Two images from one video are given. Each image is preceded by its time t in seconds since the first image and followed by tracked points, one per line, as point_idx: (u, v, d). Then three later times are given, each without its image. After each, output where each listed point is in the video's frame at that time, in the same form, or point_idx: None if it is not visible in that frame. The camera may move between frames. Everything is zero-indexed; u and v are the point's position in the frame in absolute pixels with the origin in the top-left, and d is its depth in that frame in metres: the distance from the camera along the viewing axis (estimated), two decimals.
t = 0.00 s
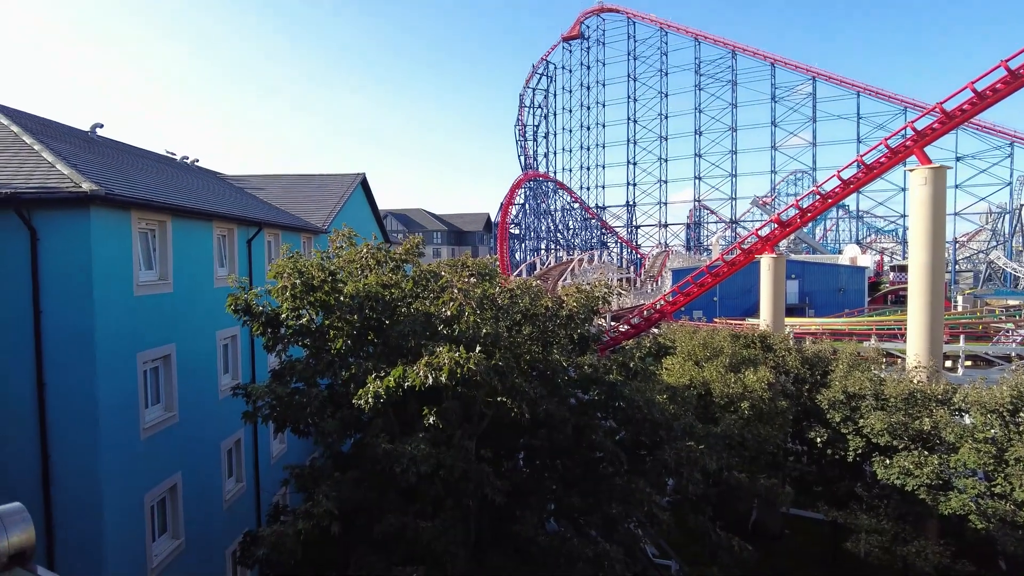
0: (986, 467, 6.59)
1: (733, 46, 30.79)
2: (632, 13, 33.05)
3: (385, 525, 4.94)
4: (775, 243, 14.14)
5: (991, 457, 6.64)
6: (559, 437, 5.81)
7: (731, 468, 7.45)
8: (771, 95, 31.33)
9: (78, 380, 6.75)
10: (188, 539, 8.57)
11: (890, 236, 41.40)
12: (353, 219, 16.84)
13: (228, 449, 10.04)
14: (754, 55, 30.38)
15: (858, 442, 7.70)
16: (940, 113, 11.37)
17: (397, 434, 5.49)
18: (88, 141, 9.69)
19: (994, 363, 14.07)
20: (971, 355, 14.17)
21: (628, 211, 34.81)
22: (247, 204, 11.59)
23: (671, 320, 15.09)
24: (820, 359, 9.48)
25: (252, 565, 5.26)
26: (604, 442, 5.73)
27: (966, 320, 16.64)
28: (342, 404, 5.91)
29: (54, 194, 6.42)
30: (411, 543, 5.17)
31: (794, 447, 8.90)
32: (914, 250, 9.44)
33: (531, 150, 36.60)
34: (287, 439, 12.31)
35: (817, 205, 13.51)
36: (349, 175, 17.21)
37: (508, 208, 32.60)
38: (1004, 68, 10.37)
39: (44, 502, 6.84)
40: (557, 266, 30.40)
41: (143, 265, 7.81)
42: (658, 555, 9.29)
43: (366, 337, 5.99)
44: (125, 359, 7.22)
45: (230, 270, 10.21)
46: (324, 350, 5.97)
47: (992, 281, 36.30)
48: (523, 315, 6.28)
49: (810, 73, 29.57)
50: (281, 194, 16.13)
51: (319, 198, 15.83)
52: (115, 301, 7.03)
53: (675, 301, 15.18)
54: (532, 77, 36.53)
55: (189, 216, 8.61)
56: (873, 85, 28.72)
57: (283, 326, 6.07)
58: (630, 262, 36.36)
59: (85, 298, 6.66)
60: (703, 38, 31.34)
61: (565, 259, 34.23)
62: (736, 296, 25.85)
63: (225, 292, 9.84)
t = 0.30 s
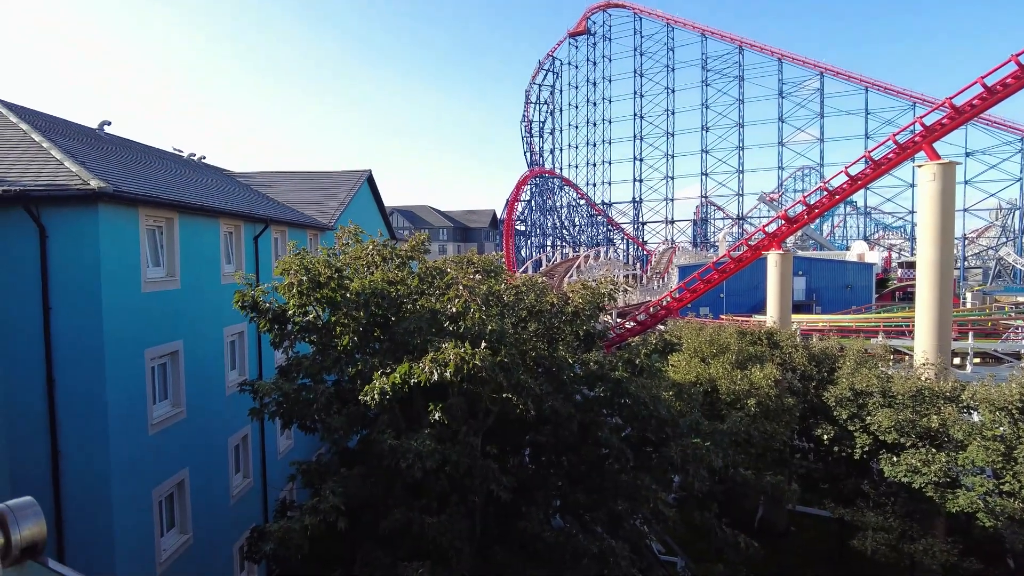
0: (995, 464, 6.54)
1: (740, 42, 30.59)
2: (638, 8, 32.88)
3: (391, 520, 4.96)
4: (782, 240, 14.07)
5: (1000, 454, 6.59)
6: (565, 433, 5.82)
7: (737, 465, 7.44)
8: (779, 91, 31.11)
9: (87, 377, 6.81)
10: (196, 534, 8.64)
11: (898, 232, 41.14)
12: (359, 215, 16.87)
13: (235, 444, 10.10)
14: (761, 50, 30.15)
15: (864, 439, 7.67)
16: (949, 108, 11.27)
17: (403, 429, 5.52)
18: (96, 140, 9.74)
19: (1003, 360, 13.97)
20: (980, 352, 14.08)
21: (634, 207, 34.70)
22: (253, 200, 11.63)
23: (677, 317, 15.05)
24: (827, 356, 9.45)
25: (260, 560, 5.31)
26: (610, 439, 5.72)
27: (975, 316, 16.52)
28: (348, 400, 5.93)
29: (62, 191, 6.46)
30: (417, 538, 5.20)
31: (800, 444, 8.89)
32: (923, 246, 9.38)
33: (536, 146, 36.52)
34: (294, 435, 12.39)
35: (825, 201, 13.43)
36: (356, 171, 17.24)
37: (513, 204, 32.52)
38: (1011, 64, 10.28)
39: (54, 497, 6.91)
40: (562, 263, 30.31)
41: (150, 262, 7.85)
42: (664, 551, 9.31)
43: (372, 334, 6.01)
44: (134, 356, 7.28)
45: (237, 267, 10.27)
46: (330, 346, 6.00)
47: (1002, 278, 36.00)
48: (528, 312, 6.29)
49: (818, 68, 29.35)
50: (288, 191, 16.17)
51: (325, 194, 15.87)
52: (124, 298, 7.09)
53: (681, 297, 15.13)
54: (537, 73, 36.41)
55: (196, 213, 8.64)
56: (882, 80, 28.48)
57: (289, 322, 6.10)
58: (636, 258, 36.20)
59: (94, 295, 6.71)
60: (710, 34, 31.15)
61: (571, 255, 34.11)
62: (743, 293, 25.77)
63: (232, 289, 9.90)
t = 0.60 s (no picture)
0: (1000, 463, 6.51)
1: (744, 38, 30.45)
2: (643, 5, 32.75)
3: (394, 517, 4.97)
4: (787, 237, 14.01)
5: (1006, 452, 6.55)
6: (568, 431, 5.82)
7: (740, 462, 7.42)
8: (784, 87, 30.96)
9: (92, 374, 6.84)
10: (201, 529, 8.68)
11: (904, 229, 40.94)
12: (363, 212, 16.89)
13: (240, 441, 10.14)
14: (766, 46, 30.02)
15: (869, 437, 7.64)
16: (956, 104, 11.20)
17: (407, 426, 5.53)
18: (101, 137, 9.76)
19: (1009, 357, 13.90)
20: (986, 349, 14.01)
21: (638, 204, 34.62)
22: (258, 198, 11.65)
23: (681, 314, 15.01)
24: (831, 353, 9.41)
25: (264, 556, 5.33)
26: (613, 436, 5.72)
27: (981, 314, 16.43)
28: (352, 397, 5.94)
29: (68, 188, 6.49)
30: (421, 535, 5.22)
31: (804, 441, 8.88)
32: (929, 244, 9.32)
33: (540, 143, 36.47)
34: (298, 432, 12.43)
35: (830, 198, 13.37)
36: (360, 169, 17.26)
37: (517, 202, 32.48)
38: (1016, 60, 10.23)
39: (60, 493, 6.95)
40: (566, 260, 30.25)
41: (155, 260, 7.88)
42: (667, 548, 9.32)
43: (376, 331, 6.01)
44: (138, 353, 7.31)
45: (241, 264, 10.30)
46: (334, 343, 6.01)
47: (1008, 275, 35.80)
48: (532, 309, 6.29)
49: (823, 64, 29.19)
50: (292, 188, 16.20)
51: (329, 192, 15.89)
52: (129, 295, 7.12)
53: (685, 295, 15.10)
54: (541, 70, 36.33)
55: (200, 210, 8.66)
56: (887, 77, 28.32)
57: (294, 320, 6.11)
58: (640, 255, 36.12)
59: (99, 292, 6.74)
60: (714, 30, 31.02)
61: (575, 253, 34.06)
62: (747, 290, 25.71)
63: (237, 286, 9.93)
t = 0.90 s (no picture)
0: (1003, 460, 6.48)
1: (748, 35, 30.32)
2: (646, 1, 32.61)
3: (397, 514, 4.99)
4: (790, 234, 13.97)
5: (1009, 450, 6.53)
6: (570, 428, 5.82)
7: (743, 460, 7.43)
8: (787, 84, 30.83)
9: (95, 370, 6.87)
10: (204, 526, 8.72)
11: (907, 227, 40.81)
12: (366, 210, 16.90)
13: (243, 438, 10.17)
14: (769, 43, 29.90)
15: (872, 434, 7.63)
16: (959, 101, 11.14)
17: (409, 423, 5.53)
18: (104, 134, 9.77)
19: (1013, 355, 13.86)
20: (990, 347, 13.97)
21: (640, 201, 34.55)
22: (260, 195, 11.66)
23: (684, 311, 14.99)
24: (834, 351, 9.40)
25: (267, 552, 5.36)
26: (615, 434, 5.72)
27: (985, 311, 16.37)
28: (354, 394, 5.95)
29: (71, 186, 6.50)
30: (422, 532, 5.24)
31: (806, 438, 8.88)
32: (932, 241, 9.29)
33: (543, 140, 36.39)
34: (301, 429, 12.47)
35: (833, 195, 13.32)
36: (362, 166, 17.27)
37: (519, 199, 32.43)
38: None
39: (64, 489, 6.99)
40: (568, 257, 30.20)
41: (158, 257, 7.90)
42: (669, 546, 9.34)
43: (378, 328, 6.01)
44: (141, 350, 7.32)
45: (243, 261, 10.31)
46: (336, 341, 6.02)
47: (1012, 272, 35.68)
48: (534, 307, 6.29)
49: (826, 61, 29.06)
50: (295, 186, 16.21)
51: (332, 189, 15.90)
52: (132, 293, 7.14)
53: (688, 292, 15.08)
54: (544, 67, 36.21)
55: (203, 208, 8.67)
56: (891, 73, 28.18)
57: (296, 317, 6.11)
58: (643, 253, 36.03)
59: (102, 289, 6.76)
60: (717, 26, 30.89)
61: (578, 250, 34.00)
62: (750, 287, 25.69)
63: (239, 283, 9.95)
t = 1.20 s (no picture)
0: (1006, 458, 6.47)
1: (750, 31, 30.21)
2: None
3: (398, 510, 5.00)
4: (792, 231, 13.94)
5: (1012, 447, 6.52)
6: (572, 425, 5.82)
7: (744, 457, 7.43)
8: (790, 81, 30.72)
9: (97, 366, 6.88)
10: (207, 522, 8.76)
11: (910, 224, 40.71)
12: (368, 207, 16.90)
13: (245, 434, 10.20)
14: (772, 39, 29.78)
15: (874, 432, 7.62)
16: (963, 98, 11.09)
17: (410, 420, 5.53)
18: (105, 131, 9.77)
19: (1015, 352, 13.84)
20: (992, 344, 13.94)
21: (642, 198, 34.50)
22: (262, 192, 11.66)
23: (686, 308, 14.96)
24: (836, 347, 9.40)
25: (270, 549, 5.38)
26: (617, 431, 5.71)
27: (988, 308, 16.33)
28: (356, 391, 5.93)
29: (72, 183, 6.50)
30: (423, 529, 5.25)
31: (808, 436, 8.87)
32: (934, 238, 9.27)
33: (545, 137, 36.33)
34: (303, 426, 12.50)
35: (835, 192, 13.29)
36: (364, 163, 17.26)
37: (521, 196, 32.39)
38: None
39: (66, 485, 7.00)
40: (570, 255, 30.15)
41: (159, 254, 7.90)
42: (671, 543, 9.36)
43: (379, 325, 6.01)
44: (143, 347, 7.33)
45: (245, 258, 10.32)
46: (338, 337, 6.02)
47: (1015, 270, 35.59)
48: (535, 304, 6.29)
49: (829, 58, 28.94)
50: (297, 183, 16.22)
51: (334, 186, 15.90)
52: (134, 290, 7.15)
53: (690, 289, 15.07)
54: (546, 63, 36.11)
55: (204, 205, 8.66)
56: (894, 70, 28.06)
57: (298, 314, 6.11)
58: (645, 250, 35.96)
59: (104, 286, 6.77)
60: (720, 23, 30.78)
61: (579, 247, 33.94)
62: (752, 284, 25.67)
63: (241, 280, 9.95)
